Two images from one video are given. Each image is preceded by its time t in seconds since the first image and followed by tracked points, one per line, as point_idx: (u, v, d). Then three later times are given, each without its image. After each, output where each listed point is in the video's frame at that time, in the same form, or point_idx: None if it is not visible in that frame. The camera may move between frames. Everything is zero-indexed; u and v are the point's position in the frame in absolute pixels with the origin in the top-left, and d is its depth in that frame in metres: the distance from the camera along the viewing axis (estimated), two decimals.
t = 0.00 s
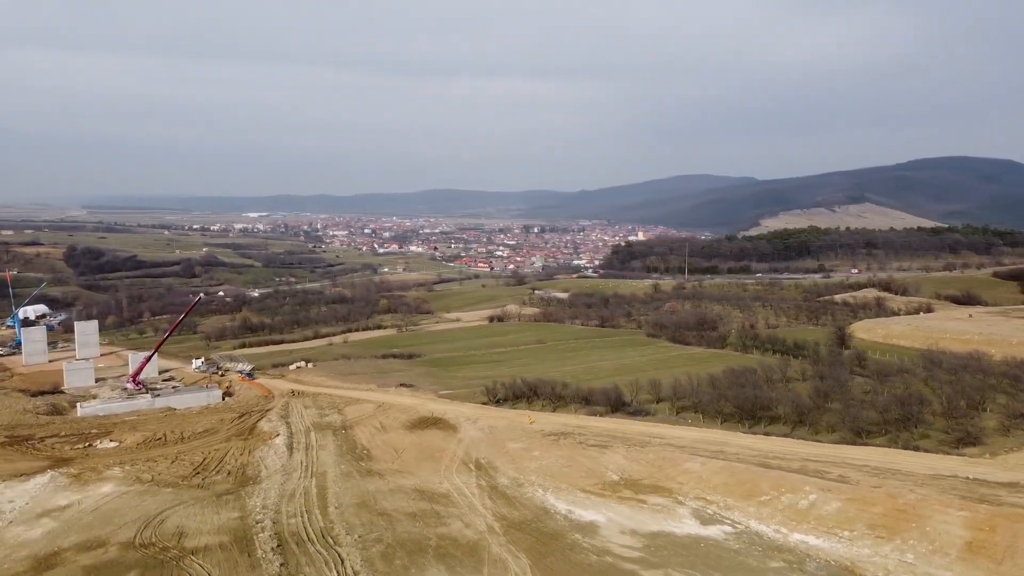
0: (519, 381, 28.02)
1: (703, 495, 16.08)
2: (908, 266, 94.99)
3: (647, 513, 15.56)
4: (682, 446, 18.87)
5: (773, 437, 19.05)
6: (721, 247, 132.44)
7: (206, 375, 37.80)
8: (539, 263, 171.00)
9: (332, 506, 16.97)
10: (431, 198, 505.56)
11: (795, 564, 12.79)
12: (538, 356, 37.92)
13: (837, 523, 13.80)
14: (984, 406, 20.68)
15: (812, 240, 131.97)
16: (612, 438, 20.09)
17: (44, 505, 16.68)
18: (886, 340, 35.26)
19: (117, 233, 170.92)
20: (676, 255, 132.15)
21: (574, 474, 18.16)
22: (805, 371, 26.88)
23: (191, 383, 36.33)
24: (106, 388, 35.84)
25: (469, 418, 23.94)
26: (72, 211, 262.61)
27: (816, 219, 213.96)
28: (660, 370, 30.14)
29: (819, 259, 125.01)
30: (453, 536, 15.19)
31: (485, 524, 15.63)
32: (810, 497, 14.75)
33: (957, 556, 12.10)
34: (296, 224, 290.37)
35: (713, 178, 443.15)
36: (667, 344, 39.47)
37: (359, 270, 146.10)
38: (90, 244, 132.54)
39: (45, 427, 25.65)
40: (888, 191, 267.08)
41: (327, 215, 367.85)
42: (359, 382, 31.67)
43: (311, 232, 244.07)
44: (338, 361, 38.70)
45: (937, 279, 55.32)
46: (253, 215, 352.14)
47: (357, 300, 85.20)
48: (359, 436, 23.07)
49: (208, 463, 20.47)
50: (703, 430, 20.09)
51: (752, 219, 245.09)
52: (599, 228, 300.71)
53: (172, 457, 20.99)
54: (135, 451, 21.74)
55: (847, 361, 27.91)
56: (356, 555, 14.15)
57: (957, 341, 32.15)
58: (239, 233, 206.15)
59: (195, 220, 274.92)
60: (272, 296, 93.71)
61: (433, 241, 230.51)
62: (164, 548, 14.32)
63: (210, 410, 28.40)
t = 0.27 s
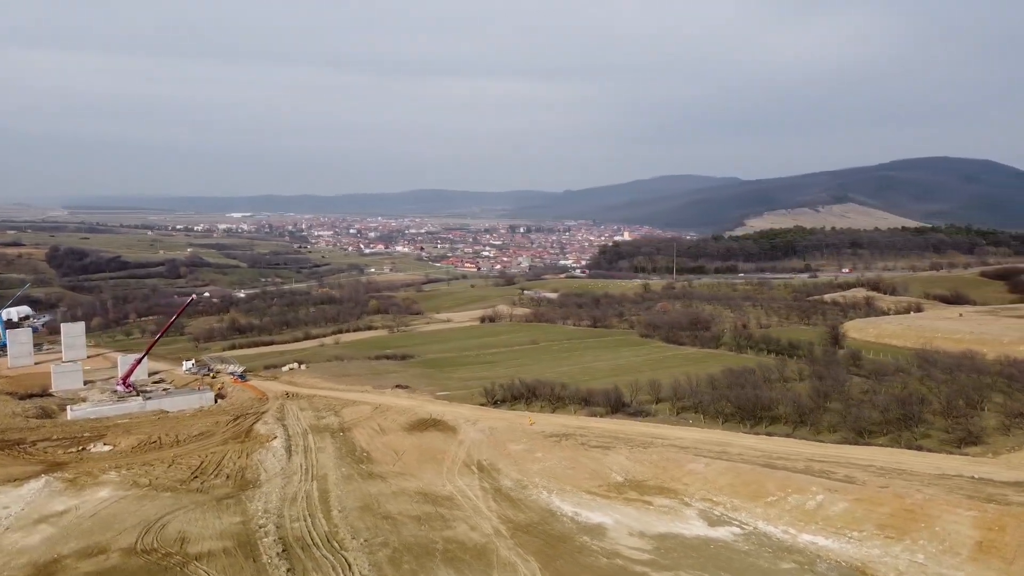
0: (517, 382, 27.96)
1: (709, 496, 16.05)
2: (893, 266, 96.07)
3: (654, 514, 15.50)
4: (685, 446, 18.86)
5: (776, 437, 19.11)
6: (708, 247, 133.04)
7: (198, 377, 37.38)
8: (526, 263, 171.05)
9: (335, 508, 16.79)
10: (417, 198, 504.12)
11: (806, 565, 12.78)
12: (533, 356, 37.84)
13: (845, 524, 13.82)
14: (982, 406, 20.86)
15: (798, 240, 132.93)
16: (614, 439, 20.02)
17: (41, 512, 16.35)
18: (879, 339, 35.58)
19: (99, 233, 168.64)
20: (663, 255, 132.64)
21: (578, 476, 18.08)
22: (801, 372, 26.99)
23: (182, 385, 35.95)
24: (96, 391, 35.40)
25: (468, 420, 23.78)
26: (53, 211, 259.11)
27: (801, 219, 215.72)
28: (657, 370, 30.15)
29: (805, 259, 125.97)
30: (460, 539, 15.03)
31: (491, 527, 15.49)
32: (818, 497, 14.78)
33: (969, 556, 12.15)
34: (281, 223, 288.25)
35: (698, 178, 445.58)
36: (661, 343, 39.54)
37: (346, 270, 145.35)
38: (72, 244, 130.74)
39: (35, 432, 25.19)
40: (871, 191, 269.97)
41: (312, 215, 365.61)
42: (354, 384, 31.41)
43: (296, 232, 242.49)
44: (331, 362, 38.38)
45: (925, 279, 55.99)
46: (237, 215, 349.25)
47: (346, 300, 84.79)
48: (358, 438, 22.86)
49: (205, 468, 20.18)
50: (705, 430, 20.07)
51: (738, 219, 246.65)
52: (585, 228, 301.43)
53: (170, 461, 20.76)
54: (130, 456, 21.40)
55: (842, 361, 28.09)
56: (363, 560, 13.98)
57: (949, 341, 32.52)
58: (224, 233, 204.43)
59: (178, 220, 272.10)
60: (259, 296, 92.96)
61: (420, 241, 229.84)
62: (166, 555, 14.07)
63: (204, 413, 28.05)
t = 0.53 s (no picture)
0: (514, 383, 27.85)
1: (716, 498, 16.04)
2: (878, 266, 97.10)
3: (662, 517, 15.45)
4: (688, 447, 18.86)
5: (779, 438, 19.17)
6: (695, 247, 133.60)
7: (189, 380, 36.92)
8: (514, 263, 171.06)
9: (338, 512, 16.61)
10: (402, 198, 502.55)
11: (817, 567, 12.77)
12: (528, 357, 37.76)
13: (854, 525, 13.84)
14: (980, 405, 21.05)
15: (784, 239, 133.99)
16: (616, 440, 19.96)
17: (37, 520, 16.00)
18: (871, 340, 35.91)
19: (81, 233, 166.51)
20: (651, 255, 133.11)
21: (583, 477, 18.00)
22: (798, 372, 27.13)
23: (173, 388, 35.53)
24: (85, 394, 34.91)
25: (468, 422, 23.64)
26: (32, 211, 255.54)
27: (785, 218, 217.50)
28: (653, 370, 30.20)
29: (791, 259, 127.05)
30: (467, 543, 14.91)
31: (498, 531, 15.36)
32: (825, 498, 14.82)
33: (980, 557, 12.20)
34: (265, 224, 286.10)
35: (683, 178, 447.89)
36: (655, 343, 39.64)
37: (333, 270, 144.57)
38: (54, 245, 128.95)
39: (26, 438, 24.75)
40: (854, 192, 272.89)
41: (297, 215, 363.27)
42: (349, 386, 31.16)
43: (281, 232, 240.84)
44: (324, 364, 38.06)
45: (913, 278, 56.65)
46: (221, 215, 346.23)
47: (335, 301, 84.34)
48: (356, 441, 22.65)
49: (203, 472, 19.91)
50: (708, 431, 20.06)
51: (723, 218, 248.26)
52: (570, 228, 302.13)
53: (167, 466, 20.49)
54: (125, 461, 21.07)
55: (838, 361, 28.29)
56: (371, 565, 13.82)
57: (941, 340, 32.87)
58: (208, 233, 202.53)
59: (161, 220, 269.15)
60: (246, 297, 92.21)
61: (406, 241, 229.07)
62: (170, 561, 13.84)
63: (197, 416, 27.70)
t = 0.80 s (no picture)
0: (514, 384, 27.73)
1: (724, 499, 16.04)
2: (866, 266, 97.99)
3: (671, 519, 15.43)
4: (694, 449, 18.84)
5: (784, 439, 19.18)
6: (684, 247, 133.88)
7: (182, 383, 36.54)
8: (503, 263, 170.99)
9: (344, 516, 16.45)
10: (390, 198, 500.86)
11: (830, 569, 12.76)
12: (524, 357, 37.66)
13: (866, 526, 13.86)
14: (981, 405, 21.22)
15: (772, 239, 134.82)
16: (621, 442, 19.91)
17: (38, 528, 15.76)
18: (867, 340, 36.17)
19: (65, 234, 164.59)
20: (641, 255, 133.43)
21: (589, 479, 17.91)
22: (798, 372, 27.22)
23: (167, 390, 35.16)
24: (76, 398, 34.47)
25: (469, 423, 23.51)
26: (13, 211, 252.08)
27: (772, 219, 218.97)
28: (651, 372, 30.21)
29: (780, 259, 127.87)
30: (476, 546, 14.78)
31: (508, 534, 15.24)
32: (835, 499, 14.86)
33: (994, 558, 12.24)
34: (252, 224, 284.08)
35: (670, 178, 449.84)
36: (651, 344, 39.71)
37: (321, 271, 143.77)
38: (37, 246, 127.27)
39: (19, 445, 24.40)
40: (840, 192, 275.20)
41: (283, 215, 360.96)
42: (346, 387, 30.90)
43: (268, 232, 239.29)
44: (319, 365, 37.74)
45: (904, 278, 57.48)
46: (206, 215, 343.34)
47: (325, 302, 83.90)
48: (357, 443, 22.48)
49: (204, 476, 19.77)
50: (712, 432, 20.06)
51: (711, 218, 249.53)
52: (558, 228, 302.52)
53: (166, 470, 20.26)
54: (124, 466, 20.86)
55: (836, 362, 28.44)
56: (381, 570, 13.68)
57: (936, 341, 33.13)
58: (194, 234, 200.70)
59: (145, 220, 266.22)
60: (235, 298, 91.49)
61: (394, 241, 228.18)
62: (175, 568, 13.65)
63: (193, 418, 27.40)
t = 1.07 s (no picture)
0: (515, 385, 27.62)
1: (734, 501, 16.03)
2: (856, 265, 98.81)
3: (682, 521, 15.38)
4: (700, 450, 18.81)
5: (791, 441, 19.18)
6: (675, 247, 133.91)
7: (177, 385, 36.16)
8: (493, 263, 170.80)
9: (351, 520, 16.29)
10: (378, 198, 499.11)
11: (845, 571, 12.74)
12: (522, 358, 37.55)
13: (878, 528, 13.91)
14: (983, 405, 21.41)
15: (761, 239, 135.58)
16: (626, 443, 19.86)
17: (39, 537, 15.52)
18: (863, 340, 36.42)
19: (49, 234, 162.72)
20: (631, 255, 133.63)
21: (597, 482, 17.82)
22: (798, 374, 27.30)
23: (161, 394, 34.74)
24: (69, 403, 33.97)
25: (471, 425, 23.38)
26: None
27: (760, 219, 220.21)
28: (651, 372, 30.20)
29: (769, 259, 128.61)
30: (487, 551, 14.65)
31: (518, 538, 15.12)
32: (846, 501, 14.91)
33: (1009, 559, 12.28)
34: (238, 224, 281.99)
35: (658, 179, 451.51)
36: (649, 344, 39.78)
37: (310, 271, 142.95)
38: (22, 246, 125.69)
39: (14, 451, 24.07)
40: (826, 192, 277.27)
41: (271, 215, 358.68)
42: (344, 389, 30.65)
43: (256, 232, 237.67)
44: (315, 367, 37.42)
45: (895, 279, 58.61)
46: (192, 215, 340.47)
47: (317, 302, 83.43)
48: (359, 446, 22.30)
49: (205, 481, 19.56)
50: (717, 434, 20.05)
51: (699, 218, 250.47)
52: (547, 228, 302.71)
53: (167, 475, 20.01)
54: (123, 471, 20.62)
55: (836, 362, 28.55)
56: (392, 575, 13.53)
57: (934, 341, 33.46)
58: (181, 235, 199.00)
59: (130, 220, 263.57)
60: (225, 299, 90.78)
61: (383, 241, 227.36)
62: None
63: (190, 421, 27.11)
